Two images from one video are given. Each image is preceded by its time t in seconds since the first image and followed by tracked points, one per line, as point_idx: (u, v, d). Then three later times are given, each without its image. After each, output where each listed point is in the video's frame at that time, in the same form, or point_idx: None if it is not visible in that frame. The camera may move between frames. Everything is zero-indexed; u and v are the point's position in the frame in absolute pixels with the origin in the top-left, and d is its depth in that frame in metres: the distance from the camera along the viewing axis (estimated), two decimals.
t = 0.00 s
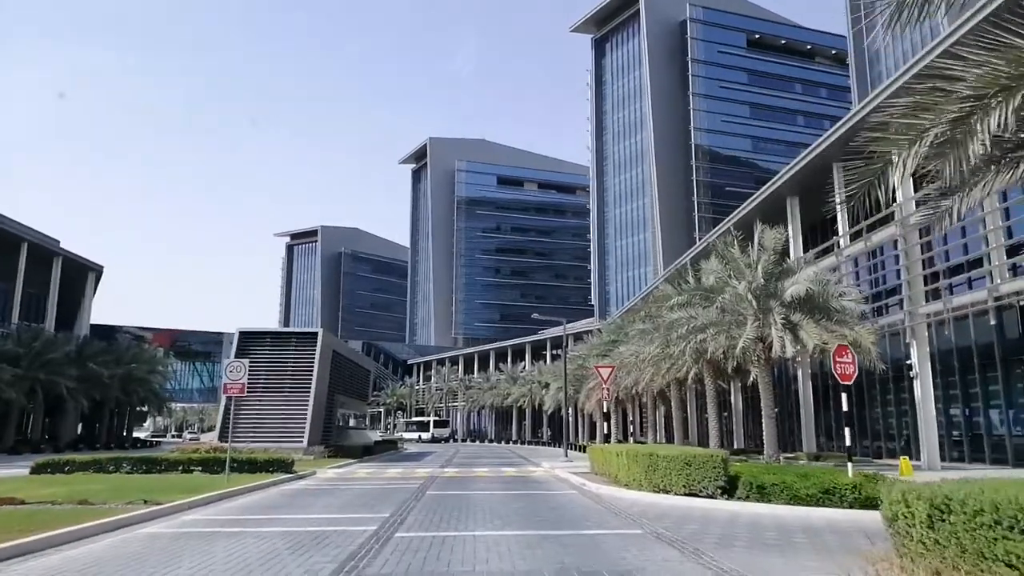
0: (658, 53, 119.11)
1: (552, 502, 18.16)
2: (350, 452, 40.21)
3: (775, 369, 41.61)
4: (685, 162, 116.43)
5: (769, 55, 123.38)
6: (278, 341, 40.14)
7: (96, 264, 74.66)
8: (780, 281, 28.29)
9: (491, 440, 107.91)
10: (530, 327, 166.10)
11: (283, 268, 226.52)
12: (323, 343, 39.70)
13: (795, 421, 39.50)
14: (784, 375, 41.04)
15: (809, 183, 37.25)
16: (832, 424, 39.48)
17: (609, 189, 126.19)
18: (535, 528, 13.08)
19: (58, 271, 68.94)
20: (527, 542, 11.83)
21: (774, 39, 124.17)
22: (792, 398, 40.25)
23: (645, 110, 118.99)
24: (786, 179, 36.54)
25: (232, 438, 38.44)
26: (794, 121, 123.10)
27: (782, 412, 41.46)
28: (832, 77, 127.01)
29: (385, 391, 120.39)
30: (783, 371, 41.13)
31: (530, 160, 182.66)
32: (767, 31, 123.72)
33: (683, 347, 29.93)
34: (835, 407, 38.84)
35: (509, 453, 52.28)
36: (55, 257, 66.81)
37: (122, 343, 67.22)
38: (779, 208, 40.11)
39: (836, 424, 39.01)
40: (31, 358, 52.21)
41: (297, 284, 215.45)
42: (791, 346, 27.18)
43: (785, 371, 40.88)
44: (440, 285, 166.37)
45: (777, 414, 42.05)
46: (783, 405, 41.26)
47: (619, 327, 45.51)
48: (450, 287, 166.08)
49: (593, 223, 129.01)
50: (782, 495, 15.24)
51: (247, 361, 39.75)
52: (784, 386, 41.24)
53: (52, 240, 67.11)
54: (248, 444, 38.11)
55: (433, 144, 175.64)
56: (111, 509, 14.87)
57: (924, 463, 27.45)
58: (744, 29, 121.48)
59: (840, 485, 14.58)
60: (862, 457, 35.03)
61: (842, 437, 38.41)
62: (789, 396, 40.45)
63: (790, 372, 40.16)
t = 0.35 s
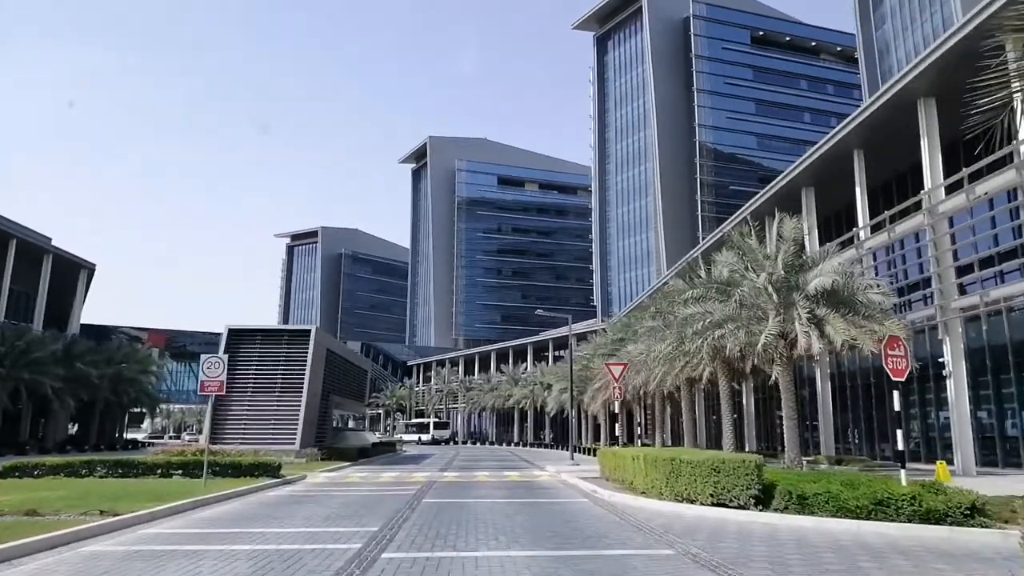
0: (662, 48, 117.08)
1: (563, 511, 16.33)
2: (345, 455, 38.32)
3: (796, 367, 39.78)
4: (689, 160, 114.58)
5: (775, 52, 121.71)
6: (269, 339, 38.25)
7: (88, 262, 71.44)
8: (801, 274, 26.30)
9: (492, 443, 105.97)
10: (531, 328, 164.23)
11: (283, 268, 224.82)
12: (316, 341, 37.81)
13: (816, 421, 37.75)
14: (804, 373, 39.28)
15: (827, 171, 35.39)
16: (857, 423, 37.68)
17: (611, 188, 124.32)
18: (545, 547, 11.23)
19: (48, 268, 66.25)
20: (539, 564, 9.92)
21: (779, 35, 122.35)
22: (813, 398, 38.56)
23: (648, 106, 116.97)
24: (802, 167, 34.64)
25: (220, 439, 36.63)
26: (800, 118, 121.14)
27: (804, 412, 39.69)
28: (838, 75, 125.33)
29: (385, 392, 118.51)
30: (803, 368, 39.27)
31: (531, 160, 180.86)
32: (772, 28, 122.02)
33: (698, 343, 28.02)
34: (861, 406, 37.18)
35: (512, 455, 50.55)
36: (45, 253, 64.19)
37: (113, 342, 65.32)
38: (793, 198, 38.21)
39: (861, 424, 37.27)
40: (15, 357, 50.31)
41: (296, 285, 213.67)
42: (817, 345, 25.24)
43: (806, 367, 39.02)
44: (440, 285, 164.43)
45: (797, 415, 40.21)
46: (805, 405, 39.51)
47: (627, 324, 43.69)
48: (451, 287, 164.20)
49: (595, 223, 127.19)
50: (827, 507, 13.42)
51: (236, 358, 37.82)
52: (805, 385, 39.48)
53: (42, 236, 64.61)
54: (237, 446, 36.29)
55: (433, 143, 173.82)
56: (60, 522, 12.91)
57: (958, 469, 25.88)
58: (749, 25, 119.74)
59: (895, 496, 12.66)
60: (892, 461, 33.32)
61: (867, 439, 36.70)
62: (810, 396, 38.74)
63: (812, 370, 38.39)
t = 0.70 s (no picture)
0: (666, 41, 115.22)
1: (573, 519, 14.67)
2: (343, 453, 36.63)
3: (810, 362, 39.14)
4: (694, 154, 112.77)
5: (780, 46, 119.80)
6: (263, 334, 36.66)
7: (79, 257, 70.64)
8: (825, 262, 24.68)
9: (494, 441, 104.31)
10: (533, 325, 162.56)
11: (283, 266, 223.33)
12: (312, 336, 36.17)
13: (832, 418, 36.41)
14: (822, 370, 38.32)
15: (843, 159, 33.70)
16: (867, 418, 36.73)
17: (614, 183, 122.49)
18: (561, 566, 9.57)
19: (38, 263, 65.34)
20: None
21: (786, 28, 120.50)
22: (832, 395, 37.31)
23: (652, 100, 115.17)
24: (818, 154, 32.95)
25: (213, 438, 34.90)
26: (806, 113, 119.39)
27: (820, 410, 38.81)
28: (843, 69, 123.40)
29: (385, 390, 116.84)
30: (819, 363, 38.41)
31: (532, 156, 178.93)
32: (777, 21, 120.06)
33: (713, 336, 26.39)
34: (877, 402, 35.77)
35: (514, 455, 48.88)
36: (35, 247, 63.22)
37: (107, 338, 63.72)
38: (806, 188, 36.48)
39: (876, 420, 35.98)
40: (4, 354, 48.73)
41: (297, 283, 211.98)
42: (843, 338, 23.55)
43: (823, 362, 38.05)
44: (441, 282, 162.68)
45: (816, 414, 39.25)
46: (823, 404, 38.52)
47: (635, 317, 41.94)
48: (452, 284, 162.48)
49: (598, 219, 125.47)
50: (879, 516, 11.70)
51: (228, 354, 36.37)
52: (823, 383, 38.36)
53: (30, 230, 63.57)
54: (231, 444, 34.59)
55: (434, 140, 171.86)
56: (1, 534, 11.23)
57: (994, 470, 24.09)
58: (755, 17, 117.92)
59: (961, 504, 10.94)
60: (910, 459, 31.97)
61: (883, 436, 35.33)
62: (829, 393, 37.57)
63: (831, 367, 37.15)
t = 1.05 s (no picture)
0: (668, 36, 113.57)
1: (586, 531, 12.97)
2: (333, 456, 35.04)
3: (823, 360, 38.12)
4: (696, 151, 111.15)
5: (783, 40, 118.17)
6: (249, 331, 35.04)
7: (70, 253, 68.56)
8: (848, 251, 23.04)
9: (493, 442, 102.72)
10: (533, 325, 161.00)
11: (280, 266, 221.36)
12: (301, 331, 34.62)
13: (848, 419, 35.02)
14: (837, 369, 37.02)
15: (863, 145, 31.99)
16: (882, 417, 35.34)
17: (615, 181, 120.89)
18: None
19: (26, 259, 63.26)
20: None
21: (789, 23, 118.98)
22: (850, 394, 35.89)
23: (654, 96, 113.55)
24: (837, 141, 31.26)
25: (198, 440, 33.28)
26: (809, 109, 117.89)
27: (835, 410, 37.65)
28: (848, 64, 121.80)
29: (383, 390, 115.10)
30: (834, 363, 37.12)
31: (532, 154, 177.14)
32: (780, 16, 118.52)
33: (728, 332, 24.73)
34: (896, 403, 34.22)
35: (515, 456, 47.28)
36: (23, 242, 61.22)
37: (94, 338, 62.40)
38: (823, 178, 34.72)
39: (894, 421, 34.44)
40: None
41: (295, 282, 210.22)
42: (869, 334, 21.87)
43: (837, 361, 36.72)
44: (439, 282, 160.96)
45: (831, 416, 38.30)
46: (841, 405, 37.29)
47: (642, 313, 40.28)
48: (451, 283, 160.78)
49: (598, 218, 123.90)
50: (945, 532, 10.02)
51: (213, 351, 34.71)
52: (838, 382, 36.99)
53: (18, 225, 61.56)
54: (215, 446, 32.91)
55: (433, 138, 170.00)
56: None
57: None
58: (758, 12, 116.41)
59: None
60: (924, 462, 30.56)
61: (901, 438, 33.80)
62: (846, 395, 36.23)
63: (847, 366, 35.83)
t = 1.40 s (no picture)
0: (672, 33, 112.03)
1: (601, 550, 11.41)
2: (322, 461, 33.50)
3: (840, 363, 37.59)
4: (700, 149, 109.72)
5: (788, 38, 116.81)
6: (241, 329, 33.67)
7: (63, 251, 67.34)
8: (875, 241, 21.52)
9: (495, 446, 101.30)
10: (535, 327, 159.62)
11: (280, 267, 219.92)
12: (294, 330, 33.18)
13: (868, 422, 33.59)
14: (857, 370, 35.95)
15: (882, 133, 30.30)
16: (904, 421, 33.92)
17: (618, 180, 119.39)
18: None
19: (17, 257, 61.85)
20: None
21: (794, 21, 117.55)
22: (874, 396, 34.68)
23: (657, 94, 112.09)
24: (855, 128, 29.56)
25: (184, 444, 31.74)
26: (814, 108, 116.46)
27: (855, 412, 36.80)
28: (854, 62, 120.45)
29: (383, 393, 113.65)
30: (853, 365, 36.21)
31: (534, 154, 175.79)
32: (785, 14, 117.22)
33: (746, 329, 23.24)
34: (919, 406, 32.65)
35: (517, 462, 45.89)
36: (13, 240, 59.91)
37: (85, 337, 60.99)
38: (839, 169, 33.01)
39: (917, 426, 32.89)
40: None
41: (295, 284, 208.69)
42: (900, 329, 20.35)
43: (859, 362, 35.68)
44: (440, 283, 159.48)
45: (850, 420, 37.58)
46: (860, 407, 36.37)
47: (650, 312, 38.80)
48: (452, 285, 159.31)
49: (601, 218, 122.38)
50: None
51: (201, 351, 33.19)
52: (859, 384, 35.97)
53: (9, 223, 60.33)
54: (200, 450, 31.39)
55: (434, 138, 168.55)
56: None
57: None
58: (762, 10, 115.07)
59: None
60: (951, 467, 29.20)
61: (925, 442, 32.38)
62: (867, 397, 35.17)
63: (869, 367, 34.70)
